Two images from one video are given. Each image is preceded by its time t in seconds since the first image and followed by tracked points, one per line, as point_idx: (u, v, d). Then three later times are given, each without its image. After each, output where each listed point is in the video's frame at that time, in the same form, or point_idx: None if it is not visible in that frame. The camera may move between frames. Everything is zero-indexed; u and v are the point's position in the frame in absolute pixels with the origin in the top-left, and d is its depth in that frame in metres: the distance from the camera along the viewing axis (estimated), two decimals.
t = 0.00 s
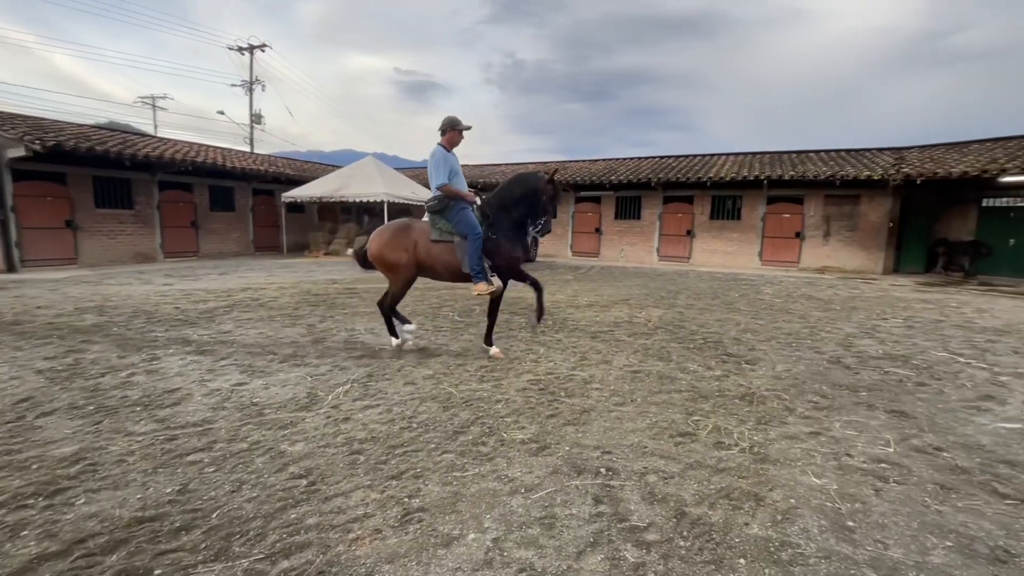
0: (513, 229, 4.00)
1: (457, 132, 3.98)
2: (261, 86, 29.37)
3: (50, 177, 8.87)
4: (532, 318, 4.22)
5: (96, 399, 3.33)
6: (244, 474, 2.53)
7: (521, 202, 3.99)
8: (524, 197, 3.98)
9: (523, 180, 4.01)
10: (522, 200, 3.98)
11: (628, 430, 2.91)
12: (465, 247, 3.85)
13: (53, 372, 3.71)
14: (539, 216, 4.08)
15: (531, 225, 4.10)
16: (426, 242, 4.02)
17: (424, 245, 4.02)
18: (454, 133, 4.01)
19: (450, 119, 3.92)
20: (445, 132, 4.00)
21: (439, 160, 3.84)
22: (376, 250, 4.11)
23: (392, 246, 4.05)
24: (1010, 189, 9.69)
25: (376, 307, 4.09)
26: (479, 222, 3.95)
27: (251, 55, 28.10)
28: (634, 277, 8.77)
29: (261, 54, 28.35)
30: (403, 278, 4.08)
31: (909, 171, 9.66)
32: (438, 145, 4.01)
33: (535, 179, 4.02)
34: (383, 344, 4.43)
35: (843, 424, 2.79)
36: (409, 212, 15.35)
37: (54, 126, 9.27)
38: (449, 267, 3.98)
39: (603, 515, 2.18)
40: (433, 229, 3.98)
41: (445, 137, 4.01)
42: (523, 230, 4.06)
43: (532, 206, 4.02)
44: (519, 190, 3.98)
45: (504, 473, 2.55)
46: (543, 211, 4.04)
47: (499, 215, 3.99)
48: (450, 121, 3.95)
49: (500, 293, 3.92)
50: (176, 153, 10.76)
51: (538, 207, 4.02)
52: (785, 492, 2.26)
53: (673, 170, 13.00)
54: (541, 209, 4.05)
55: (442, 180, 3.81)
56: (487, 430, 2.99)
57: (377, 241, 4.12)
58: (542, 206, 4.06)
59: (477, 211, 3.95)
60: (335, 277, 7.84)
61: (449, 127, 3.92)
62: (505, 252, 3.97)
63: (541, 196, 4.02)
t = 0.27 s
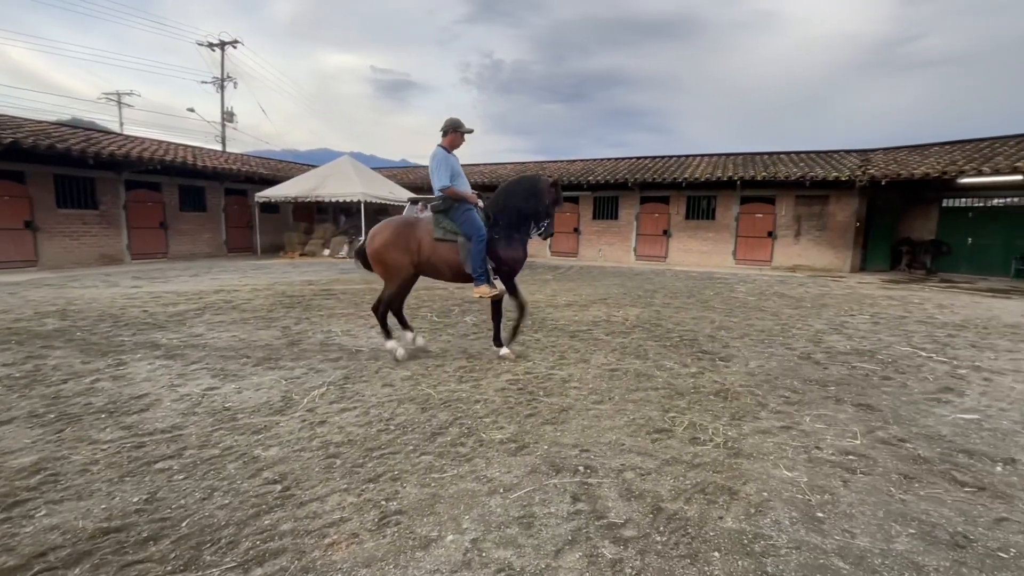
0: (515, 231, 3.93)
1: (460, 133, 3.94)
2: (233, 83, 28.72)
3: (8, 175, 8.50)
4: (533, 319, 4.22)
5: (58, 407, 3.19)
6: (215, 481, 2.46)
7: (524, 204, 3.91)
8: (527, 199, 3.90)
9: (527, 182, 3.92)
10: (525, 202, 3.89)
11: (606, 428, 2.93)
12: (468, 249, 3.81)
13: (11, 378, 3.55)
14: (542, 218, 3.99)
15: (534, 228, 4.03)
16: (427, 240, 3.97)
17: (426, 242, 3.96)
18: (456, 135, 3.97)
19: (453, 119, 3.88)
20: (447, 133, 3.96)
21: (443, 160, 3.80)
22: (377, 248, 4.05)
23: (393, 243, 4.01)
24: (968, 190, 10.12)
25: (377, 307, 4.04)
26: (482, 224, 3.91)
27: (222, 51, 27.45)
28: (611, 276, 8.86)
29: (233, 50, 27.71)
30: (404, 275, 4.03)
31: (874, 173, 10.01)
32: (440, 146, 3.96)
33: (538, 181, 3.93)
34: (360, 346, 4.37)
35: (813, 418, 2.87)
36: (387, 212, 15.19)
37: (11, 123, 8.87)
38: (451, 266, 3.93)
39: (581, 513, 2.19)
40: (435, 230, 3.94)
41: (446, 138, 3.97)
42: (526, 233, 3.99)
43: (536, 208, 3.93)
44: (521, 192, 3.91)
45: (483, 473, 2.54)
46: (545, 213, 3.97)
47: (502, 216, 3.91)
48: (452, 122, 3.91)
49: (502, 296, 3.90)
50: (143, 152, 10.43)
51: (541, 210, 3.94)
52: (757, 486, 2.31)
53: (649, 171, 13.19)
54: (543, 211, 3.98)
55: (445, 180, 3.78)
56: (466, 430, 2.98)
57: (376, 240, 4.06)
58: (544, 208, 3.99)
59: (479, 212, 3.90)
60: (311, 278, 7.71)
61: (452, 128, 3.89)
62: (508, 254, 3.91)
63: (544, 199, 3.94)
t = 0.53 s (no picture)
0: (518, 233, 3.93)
1: (462, 134, 3.91)
2: (204, 80, 28.01)
3: None
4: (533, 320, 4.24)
5: (16, 416, 3.05)
6: (185, 489, 2.39)
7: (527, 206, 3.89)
8: (529, 200, 3.88)
9: (529, 183, 3.90)
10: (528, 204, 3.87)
11: (584, 427, 2.95)
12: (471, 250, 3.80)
13: None
14: (544, 220, 3.98)
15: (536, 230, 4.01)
16: (431, 243, 3.92)
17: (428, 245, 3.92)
18: (458, 135, 3.94)
19: (455, 120, 3.86)
20: (449, 133, 3.93)
21: (445, 162, 3.79)
22: (377, 251, 3.97)
23: (394, 245, 3.92)
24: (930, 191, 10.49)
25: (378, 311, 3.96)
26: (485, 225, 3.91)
27: (192, 47, 26.75)
28: (590, 276, 8.92)
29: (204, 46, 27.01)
30: (406, 279, 3.95)
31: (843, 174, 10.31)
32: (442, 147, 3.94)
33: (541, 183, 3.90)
34: (337, 348, 4.30)
35: (785, 414, 2.94)
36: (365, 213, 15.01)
37: None
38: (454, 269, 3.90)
39: (560, 513, 2.19)
40: (438, 231, 3.90)
41: (448, 139, 3.95)
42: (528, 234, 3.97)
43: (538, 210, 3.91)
44: (524, 193, 3.88)
45: (461, 475, 2.52)
46: (547, 215, 3.96)
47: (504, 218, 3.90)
48: (454, 123, 3.89)
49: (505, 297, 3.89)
50: (110, 150, 10.08)
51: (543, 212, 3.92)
52: (732, 481, 2.34)
53: (627, 171, 13.33)
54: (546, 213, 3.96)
55: (448, 182, 3.77)
56: (444, 432, 2.95)
57: (377, 242, 3.98)
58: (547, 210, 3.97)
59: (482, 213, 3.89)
60: (286, 279, 7.56)
61: (454, 128, 3.86)
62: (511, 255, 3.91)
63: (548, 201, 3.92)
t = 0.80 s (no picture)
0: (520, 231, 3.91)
1: (467, 133, 3.87)
2: (179, 76, 27.33)
3: None
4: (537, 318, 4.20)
5: None
6: (157, 496, 2.32)
7: (527, 203, 3.88)
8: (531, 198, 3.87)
9: (528, 181, 3.90)
10: (529, 201, 3.87)
11: (566, 427, 2.95)
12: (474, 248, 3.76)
13: None
14: (545, 217, 3.95)
15: (537, 227, 4.00)
16: (432, 243, 3.91)
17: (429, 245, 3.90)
18: (463, 134, 3.89)
19: (461, 119, 3.82)
20: (454, 132, 3.89)
21: (448, 160, 3.75)
22: (378, 252, 3.96)
23: (396, 247, 3.92)
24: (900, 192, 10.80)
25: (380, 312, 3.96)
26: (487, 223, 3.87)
27: (165, 42, 26.07)
28: (571, 276, 8.97)
29: (178, 41, 26.35)
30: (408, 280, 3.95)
31: (817, 175, 10.55)
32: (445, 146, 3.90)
33: (541, 180, 3.89)
34: (316, 350, 4.24)
35: (761, 411, 2.99)
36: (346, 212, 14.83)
37: None
38: (457, 269, 3.88)
39: (540, 513, 2.19)
40: (440, 229, 3.87)
41: (453, 137, 3.90)
42: (529, 232, 3.96)
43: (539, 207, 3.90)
44: (526, 191, 3.88)
45: (442, 477, 2.50)
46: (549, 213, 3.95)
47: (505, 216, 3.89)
48: (459, 121, 3.84)
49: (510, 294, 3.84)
50: (79, 147, 9.77)
51: (544, 208, 3.91)
52: (710, 478, 2.37)
53: (608, 171, 13.45)
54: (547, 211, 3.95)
55: (451, 180, 3.74)
56: (425, 434, 2.93)
57: (377, 244, 3.97)
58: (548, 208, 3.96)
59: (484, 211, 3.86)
60: (264, 280, 7.43)
61: (460, 127, 3.81)
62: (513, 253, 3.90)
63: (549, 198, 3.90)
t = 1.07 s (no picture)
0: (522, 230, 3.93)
1: (469, 132, 3.83)
2: (147, 70, 26.50)
3: None
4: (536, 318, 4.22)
5: None
6: (124, 504, 2.24)
7: (530, 204, 3.90)
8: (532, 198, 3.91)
9: (530, 183, 3.93)
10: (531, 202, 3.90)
11: (545, 425, 2.96)
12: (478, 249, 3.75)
13: None
14: (547, 217, 4.00)
15: (539, 228, 4.03)
16: (433, 242, 3.87)
17: (431, 243, 3.87)
18: (465, 133, 3.85)
19: (463, 118, 3.78)
20: (456, 131, 3.85)
21: (452, 159, 3.71)
22: (379, 250, 3.94)
23: (397, 244, 3.89)
24: (868, 193, 11.15)
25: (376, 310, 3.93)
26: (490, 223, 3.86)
27: (133, 34, 25.25)
28: (551, 275, 9.01)
29: (147, 34, 25.55)
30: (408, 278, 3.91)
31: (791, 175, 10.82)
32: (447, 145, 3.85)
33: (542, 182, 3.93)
34: (292, 351, 4.16)
35: (736, 406, 3.05)
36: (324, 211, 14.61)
37: None
38: (458, 267, 3.84)
39: (519, 511, 2.19)
40: (444, 229, 3.83)
41: (455, 136, 3.85)
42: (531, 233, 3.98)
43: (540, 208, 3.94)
44: (526, 191, 3.91)
45: (421, 478, 2.48)
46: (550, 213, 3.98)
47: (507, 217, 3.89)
48: (462, 120, 3.79)
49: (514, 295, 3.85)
50: (41, 142, 9.39)
51: (546, 210, 3.95)
52: (686, 473, 2.41)
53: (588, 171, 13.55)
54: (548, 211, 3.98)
55: (455, 179, 3.69)
56: (403, 435, 2.90)
57: (379, 240, 3.94)
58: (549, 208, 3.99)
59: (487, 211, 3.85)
60: (237, 280, 7.27)
61: (462, 126, 3.77)
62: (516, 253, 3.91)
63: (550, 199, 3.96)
